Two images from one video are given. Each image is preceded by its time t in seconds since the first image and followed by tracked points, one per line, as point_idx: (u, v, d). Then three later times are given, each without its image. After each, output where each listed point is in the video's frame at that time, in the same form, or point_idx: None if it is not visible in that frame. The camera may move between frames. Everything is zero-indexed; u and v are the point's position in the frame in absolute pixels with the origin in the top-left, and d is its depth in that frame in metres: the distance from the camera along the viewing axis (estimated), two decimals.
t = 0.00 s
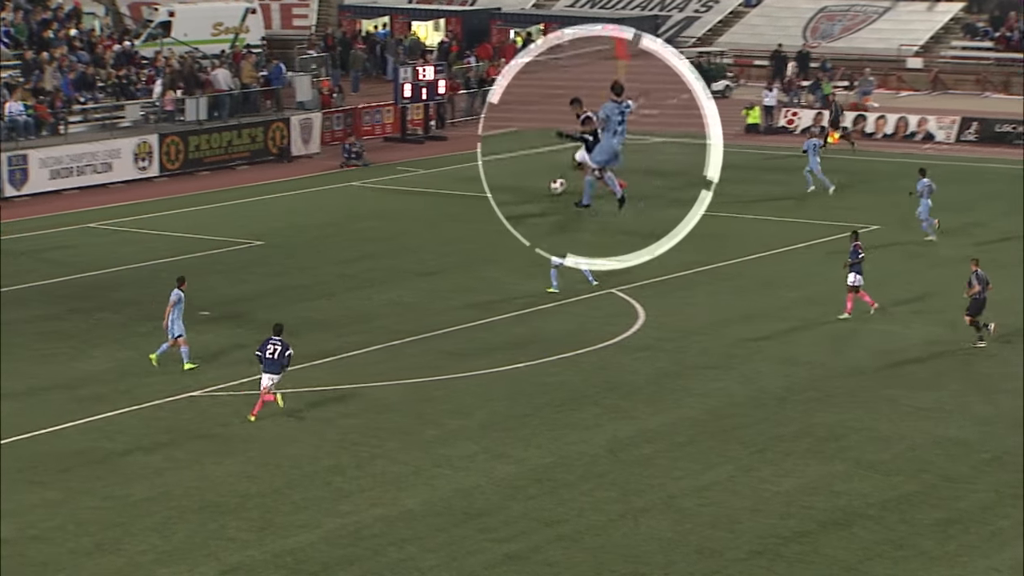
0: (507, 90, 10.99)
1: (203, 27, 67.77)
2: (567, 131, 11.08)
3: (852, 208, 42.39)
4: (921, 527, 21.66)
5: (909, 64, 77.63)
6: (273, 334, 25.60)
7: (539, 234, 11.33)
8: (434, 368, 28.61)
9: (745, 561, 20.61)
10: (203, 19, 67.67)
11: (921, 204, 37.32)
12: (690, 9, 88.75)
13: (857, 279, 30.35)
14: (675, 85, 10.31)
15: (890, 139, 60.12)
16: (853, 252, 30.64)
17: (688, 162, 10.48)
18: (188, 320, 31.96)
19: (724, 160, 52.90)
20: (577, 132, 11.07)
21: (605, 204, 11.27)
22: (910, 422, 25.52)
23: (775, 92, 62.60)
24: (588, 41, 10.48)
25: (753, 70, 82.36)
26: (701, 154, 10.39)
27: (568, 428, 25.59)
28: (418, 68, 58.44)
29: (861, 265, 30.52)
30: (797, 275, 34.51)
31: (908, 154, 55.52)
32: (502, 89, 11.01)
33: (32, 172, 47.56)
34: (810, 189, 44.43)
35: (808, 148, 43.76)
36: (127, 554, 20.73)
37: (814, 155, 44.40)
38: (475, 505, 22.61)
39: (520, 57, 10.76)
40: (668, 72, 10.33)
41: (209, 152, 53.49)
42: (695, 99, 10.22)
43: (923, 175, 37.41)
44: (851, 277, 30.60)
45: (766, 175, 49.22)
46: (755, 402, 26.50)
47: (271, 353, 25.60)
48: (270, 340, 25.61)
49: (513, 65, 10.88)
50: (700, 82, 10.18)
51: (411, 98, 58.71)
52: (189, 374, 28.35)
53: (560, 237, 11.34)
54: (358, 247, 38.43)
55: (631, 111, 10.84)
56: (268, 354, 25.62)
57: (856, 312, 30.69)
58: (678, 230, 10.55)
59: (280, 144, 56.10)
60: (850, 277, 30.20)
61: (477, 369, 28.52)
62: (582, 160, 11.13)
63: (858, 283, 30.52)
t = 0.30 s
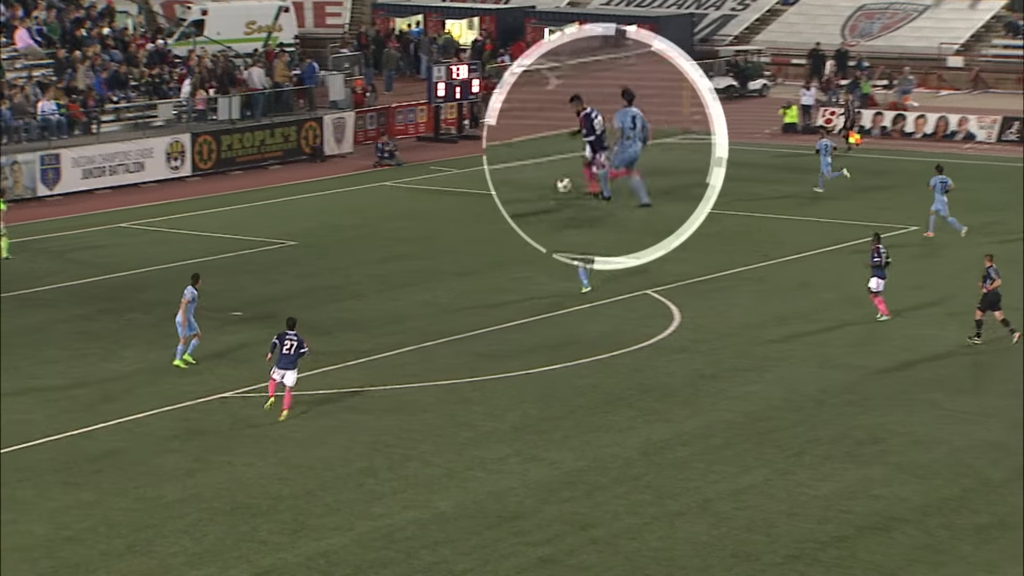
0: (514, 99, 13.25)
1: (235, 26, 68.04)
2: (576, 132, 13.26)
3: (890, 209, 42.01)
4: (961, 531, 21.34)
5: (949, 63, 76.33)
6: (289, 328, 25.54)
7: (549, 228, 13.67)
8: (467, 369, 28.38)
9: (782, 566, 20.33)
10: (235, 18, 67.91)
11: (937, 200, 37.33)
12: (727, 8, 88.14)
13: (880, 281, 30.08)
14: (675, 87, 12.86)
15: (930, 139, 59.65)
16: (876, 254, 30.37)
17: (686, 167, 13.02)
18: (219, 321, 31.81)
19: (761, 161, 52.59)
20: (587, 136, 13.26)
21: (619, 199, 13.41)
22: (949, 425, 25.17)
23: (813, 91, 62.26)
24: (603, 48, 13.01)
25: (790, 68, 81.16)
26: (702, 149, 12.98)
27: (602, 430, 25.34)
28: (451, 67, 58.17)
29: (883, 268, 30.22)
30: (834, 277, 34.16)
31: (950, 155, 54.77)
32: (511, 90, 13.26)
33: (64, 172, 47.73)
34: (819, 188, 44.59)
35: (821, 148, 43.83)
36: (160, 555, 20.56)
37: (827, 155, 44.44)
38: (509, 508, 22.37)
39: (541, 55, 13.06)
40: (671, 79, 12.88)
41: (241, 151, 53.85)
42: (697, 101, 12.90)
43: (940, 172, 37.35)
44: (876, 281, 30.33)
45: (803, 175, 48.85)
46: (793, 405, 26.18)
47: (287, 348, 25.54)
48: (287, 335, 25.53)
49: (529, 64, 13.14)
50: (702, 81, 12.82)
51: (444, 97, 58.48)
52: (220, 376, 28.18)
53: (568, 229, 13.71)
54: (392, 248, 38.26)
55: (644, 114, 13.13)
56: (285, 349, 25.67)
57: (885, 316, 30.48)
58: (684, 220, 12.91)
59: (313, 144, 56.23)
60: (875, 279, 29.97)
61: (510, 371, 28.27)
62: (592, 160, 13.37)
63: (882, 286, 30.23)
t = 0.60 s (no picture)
0: (509, 110, 14.97)
1: (272, 25, 67.98)
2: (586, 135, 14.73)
3: (932, 209, 41.58)
4: (1005, 537, 20.96)
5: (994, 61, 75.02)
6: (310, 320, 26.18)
7: (560, 224, 15.07)
8: (504, 371, 28.12)
9: (823, 571, 20.00)
10: (272, 17, 67.86)
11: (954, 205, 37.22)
12: (768, 6, 87.76)
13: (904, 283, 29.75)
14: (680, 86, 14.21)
15: (974, 139, 59.37)
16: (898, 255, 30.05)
17: (694, 171, 14.58)
18: (255, 321, 31.66)
19: (803, 161, 52.20)
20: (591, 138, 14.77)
21: (614, 195, 15.06)
22: (993, 430, 24.78)
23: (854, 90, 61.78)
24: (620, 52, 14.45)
25: (833, 67, 80.77)
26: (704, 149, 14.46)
27: (641, 433, 25.06)
28: (488, 66, 57.85)
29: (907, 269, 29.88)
30: (875, 278, 33.77)
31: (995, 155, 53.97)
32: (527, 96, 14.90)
33: (100, 171, 47.71)
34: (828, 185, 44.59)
35: (832, 149, 43.72)
36: (195, 557, 20.39)
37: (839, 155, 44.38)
38: (546, 511, 22.10)
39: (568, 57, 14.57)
40: (679, 83, 14.22)
41: (277, 151, 53.73)
42: (699, 100, 14.23)
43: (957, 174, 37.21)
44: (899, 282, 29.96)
45: (844, 175, 48.42)
46: (835, 408, 25.84)
47: (308, 340, 26.15)
48: (309, 326, 26.15)
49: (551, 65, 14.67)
50: (705, 86, 14.15)
51: (481, 96, 58.20)
52: (256, 377, 28.04)
53: (580, 227, 15.07)
54: (428, 248, 38.06)
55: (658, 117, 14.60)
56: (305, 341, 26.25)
57: (917, 314, 30.03)
58: (687, 215, 14.70)
59: (349, 143, 56.08)
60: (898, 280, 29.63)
61: (548, 373, 28.01)
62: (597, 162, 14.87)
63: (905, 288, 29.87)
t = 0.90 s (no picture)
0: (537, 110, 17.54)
1: (300, 22, 68.01)
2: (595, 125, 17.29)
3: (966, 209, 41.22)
4: None
5: None
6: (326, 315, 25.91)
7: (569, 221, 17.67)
8: (533, 372, 27.90)
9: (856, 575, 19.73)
10: (300, 15, 67.87)
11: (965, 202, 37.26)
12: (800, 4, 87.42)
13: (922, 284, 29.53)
14: (688, 92, 16.76)
15: (1010, 138, 59.19)
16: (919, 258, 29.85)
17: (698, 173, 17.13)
18: (282, 321, 31.52)
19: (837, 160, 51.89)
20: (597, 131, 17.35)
21: (634, 194, 17.50)
22: None
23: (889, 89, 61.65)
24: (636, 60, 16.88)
25: (866, 65, 80.65)
26: (705, 151, 17.14)
27: (673, 435, 24.80)
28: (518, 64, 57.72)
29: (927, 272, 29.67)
30: (907, 279, 33.45)
31: None
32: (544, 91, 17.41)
33: (128, 170, 47.66)
34: (834, 184, 44.47)
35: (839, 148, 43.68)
36: (223, 559, 20.25)
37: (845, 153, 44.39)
38: (576, 514, 21.86)
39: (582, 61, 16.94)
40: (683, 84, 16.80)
41: (306, 150, 53.67)
42: (699, 99, 16.87)
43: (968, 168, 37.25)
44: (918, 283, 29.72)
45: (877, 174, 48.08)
46: (868, 411, 25.53)
47: (324, 334, 25.92)
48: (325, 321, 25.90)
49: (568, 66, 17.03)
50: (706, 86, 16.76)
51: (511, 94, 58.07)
52: (284, 377, 27.90)
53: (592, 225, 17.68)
54: (456, 248, 37.88)
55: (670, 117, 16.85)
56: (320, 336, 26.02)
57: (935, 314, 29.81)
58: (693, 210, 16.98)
59: (377, 142, 56.03)
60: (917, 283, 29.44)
61: (579, 374, 27.77)
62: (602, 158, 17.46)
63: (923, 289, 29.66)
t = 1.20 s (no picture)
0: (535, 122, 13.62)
1: (331, 21, 68.08)
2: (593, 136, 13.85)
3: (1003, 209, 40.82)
4: None
5: None
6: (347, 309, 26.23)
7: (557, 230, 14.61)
8: (565, 374, 27.65)
9: None
10: (331, 13, 67.95)
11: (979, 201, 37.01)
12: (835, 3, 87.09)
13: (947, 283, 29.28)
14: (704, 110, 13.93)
15: None
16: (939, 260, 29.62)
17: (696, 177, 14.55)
18: (312, 322, 31.38)
19: (872, 159, 51.52)
20: (600, 139, 13.92)
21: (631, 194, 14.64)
22: None
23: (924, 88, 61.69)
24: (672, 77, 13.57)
25: (902, 64, 80.39)
26: (706, 162, 14.41)
27: (707, 437, 24.54)
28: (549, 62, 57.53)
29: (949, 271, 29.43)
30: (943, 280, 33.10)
31: None
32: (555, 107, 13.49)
33: (157, 169, 47.62)
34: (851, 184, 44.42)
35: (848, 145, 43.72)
36: (253, 561, 20.07)
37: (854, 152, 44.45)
38: (608, 517, 21.60)
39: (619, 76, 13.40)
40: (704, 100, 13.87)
41: (336, 149, 53.55)
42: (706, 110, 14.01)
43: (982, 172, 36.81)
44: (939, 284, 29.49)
45: (913, 175, 47.66)
46: (905, 413, 25.22)
47: (345, 328, 26.21)
48: (346, 314, 26.21)
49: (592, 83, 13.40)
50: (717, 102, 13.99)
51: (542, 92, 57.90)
52: (314, 377, 27.76)
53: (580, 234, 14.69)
54: (488, 248, 37.66)
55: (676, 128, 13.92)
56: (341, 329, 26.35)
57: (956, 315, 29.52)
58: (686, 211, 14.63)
59: (408, 141, 55.88)
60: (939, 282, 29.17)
61: (612, 375, 27.52)
62: (598, 163, 14.18)
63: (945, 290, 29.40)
